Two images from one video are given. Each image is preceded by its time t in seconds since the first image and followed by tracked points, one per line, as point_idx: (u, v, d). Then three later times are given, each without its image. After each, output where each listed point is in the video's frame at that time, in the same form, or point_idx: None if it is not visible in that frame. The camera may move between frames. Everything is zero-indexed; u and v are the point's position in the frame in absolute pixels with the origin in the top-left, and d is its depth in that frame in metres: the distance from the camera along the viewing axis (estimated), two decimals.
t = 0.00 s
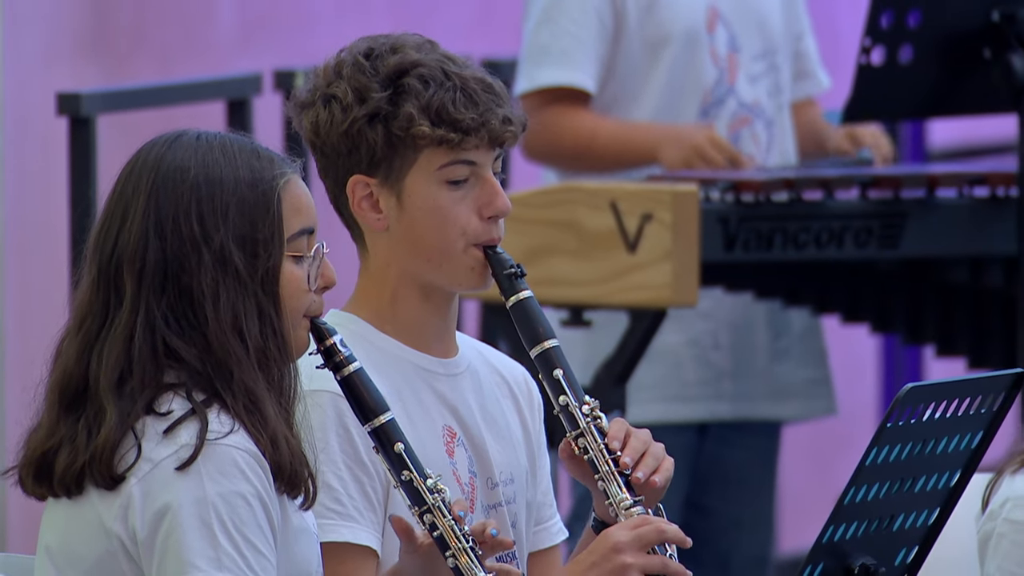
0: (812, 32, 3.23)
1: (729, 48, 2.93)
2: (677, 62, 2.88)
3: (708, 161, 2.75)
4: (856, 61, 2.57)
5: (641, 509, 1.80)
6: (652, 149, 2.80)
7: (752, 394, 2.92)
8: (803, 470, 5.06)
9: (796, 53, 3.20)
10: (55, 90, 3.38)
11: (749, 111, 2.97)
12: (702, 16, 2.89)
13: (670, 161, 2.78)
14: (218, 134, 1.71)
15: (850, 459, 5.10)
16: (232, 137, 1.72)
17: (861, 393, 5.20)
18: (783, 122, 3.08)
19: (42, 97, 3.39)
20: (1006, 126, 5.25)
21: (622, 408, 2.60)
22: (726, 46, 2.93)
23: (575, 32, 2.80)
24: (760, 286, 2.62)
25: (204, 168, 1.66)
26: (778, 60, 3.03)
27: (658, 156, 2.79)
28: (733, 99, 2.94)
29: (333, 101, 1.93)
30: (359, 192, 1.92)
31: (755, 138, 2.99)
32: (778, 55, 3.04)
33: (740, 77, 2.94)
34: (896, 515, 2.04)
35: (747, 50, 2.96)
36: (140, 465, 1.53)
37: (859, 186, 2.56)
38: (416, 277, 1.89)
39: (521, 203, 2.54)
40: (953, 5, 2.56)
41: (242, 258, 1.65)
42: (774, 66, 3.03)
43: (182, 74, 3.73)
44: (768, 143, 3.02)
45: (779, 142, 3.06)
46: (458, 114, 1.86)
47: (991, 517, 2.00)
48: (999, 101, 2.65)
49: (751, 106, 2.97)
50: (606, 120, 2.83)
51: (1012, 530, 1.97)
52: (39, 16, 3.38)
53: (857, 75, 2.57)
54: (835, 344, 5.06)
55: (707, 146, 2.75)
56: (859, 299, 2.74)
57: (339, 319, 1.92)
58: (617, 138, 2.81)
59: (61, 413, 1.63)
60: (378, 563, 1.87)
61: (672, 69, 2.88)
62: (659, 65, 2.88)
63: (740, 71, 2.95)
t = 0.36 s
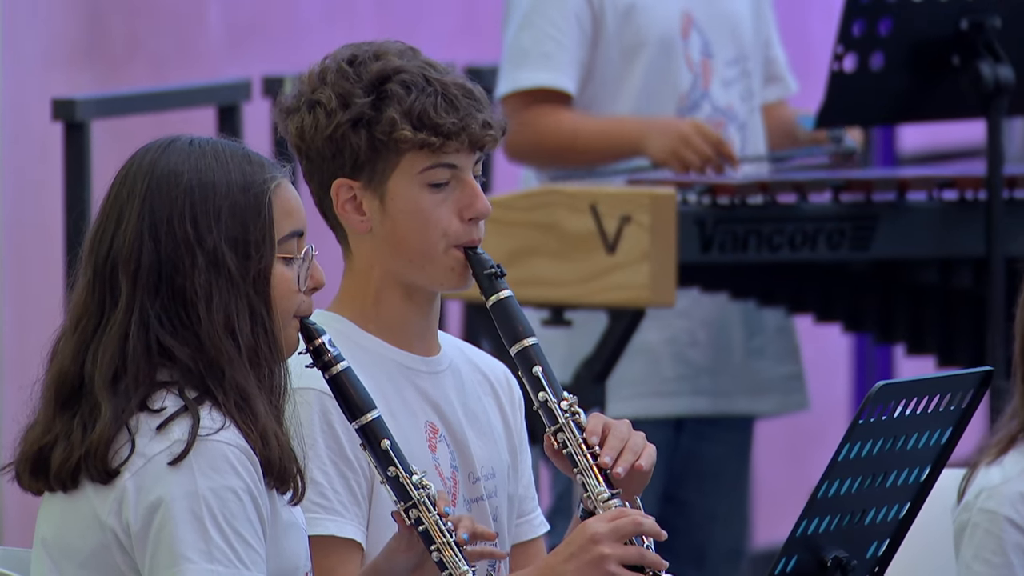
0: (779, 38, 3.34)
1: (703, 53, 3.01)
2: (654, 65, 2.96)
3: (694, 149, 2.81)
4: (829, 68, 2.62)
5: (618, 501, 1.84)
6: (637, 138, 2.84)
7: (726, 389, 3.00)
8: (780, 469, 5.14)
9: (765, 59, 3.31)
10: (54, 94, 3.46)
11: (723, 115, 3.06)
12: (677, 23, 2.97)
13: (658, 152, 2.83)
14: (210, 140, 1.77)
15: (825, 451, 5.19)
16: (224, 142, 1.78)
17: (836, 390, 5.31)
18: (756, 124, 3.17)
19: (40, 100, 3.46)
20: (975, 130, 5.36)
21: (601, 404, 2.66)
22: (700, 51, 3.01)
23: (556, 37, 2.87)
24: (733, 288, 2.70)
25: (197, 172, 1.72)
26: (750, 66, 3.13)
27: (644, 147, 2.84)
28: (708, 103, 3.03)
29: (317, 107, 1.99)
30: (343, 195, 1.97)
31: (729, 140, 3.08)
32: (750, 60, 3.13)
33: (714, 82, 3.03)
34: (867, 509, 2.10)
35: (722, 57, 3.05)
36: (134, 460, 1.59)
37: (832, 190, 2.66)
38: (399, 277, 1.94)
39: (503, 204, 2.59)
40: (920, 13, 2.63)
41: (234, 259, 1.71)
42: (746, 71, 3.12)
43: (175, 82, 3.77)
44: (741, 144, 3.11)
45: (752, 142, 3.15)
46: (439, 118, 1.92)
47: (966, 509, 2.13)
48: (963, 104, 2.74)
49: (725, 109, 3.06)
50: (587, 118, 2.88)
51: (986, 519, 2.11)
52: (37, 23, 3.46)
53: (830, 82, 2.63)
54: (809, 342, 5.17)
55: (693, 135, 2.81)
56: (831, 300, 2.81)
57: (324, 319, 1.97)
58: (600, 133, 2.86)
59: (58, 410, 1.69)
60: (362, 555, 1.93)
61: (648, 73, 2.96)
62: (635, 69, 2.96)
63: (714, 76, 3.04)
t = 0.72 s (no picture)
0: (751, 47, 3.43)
1: (689, 61, 3.09)
2: (642, 71, 3.02)
3: (702, 163, 2.88)
4: (806, 74, 2.69)
5: (602, 493, 1.90)
6: (643, 147, 2.91)
7: (705, 387, 3.06)
8: (761, 464, 5.29)
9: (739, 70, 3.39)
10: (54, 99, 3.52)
11: (707, 121, 3.13)
12: (664, 29, 3.04)
13: (664, 160, 2.89)
14: (207, 145, 1.83)
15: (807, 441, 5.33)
16: (221, 148, 1.84)
17: (814, 386, 5.41)
18: (734, 132, 3.24)
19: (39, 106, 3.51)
20: (947, 137, 5.46)
21: (586, 401, 2.71)
22: (685, 58, 3.09)
23: (553, 39, 2.93)
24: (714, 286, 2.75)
25: (195, 177, 1.78)
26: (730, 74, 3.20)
27: (649, 155, 2.91)
28: (692, 108, 3.10)
29: (307, 113, 2.04)
30: (334, 199, 2.03)
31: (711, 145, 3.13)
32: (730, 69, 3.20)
33: (698, 88, 3.11)
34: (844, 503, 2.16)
35: (705, 63, 3.13)
36: (133, 455, 1.65)
37: (811, 194, 2.71)
38: (389, 277, 2.00)
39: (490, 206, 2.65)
40: (894, 23, 2.71)
41: (232, 261, 1.77)
42: (727, 79, 3.19)
43: (172, 88, 3.85)
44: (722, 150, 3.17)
45: (733, 148, 3.22)
46: (425, 121, 1.97)
47: (928, 500, 2.30)
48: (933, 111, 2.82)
49: (709, 115, 3.14)
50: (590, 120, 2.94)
51: (947, 511, 2.27)
52: (36, 30, 3.51)
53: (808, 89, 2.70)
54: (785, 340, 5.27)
55: (704, 150, 2.88)
56: (808, 301, 2.88)
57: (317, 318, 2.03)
58: (603, 138, 2.92)
59: (58, 409, 1.74)
60: (354, 549, 1.98)
61: (638, 77, 3.02)
62: (626, 72, 3.02)
63: (699, 83, 3.11)
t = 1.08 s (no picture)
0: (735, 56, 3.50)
1: (674, 69, 3.15)
2: (630, 78, 3.09)
3: (680, 173, 2.96)
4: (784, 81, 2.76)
5: (584, 487, 1.96)
6: (624, 154, 2.97)
7: (684, 384, 3.14)
8: (738, 459, 5.44)
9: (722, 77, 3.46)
10: (52, 105, 3.69)
11: (691, 128, 3.20)
12: (649, 39, 3.10)
13: (643, 169, 2.96)
14: (201, 151, 1.89)
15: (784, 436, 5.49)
16: (215, 153, 1.90)
17: (790, 382, 5.57)
18: (716, 138, 3.31)
19: (38, 114, 3.69)
20: (925, 142, 5.55)
21: (570, 399, 2.78)
22: (671, 66, 3.15)
23: (543, 49, 2.99)
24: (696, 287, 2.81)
25: (191, 181, 1.84)
26: (713, 81, 3.27)
27: (630, 164, 2.97)
28: (677, 115, 3.17)
29: (298, 118, 2.10)
30: (324, 201, 2.09)
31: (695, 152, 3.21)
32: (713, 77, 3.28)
33: (683, 96, 3.18)
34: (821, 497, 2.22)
35: (689, 71, 3.20)
36: (127, 452, 1.71)
37: (788, 196, 2.77)
38: (377, 278, 2.06)
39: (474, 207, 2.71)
40: (871, 31, 2.79)
41: (226, 263, 1.83)
42: (710, 86, 3.26)
43: (167, 94, 4.02)
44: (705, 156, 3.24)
45: (715, 153, 3.29)
46: (412, 127, 2.03)
47: (888, 498, 2.40)
48: (906, 117, 2.90)
49: (693, 122, 3.20)
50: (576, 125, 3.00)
51: (907, 506, 2.38)
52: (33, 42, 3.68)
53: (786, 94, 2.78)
54: (763, 338, 5.43)
55: (682, 160, 2.96)
56: (785, 300, 2.95)
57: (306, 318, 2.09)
58: (587, 142, 2.98)
59: (55, 407, 1.80)
60: (343, 542, 2.04)
61: (625, 83, 3.09)
62: (614, 78, 3.09)
63: (683, 90, 3.18)
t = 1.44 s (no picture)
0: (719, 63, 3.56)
1: (658, 75, 3.22)
2: (613, 84, 3.16)
3: (671, 167, 2.99)
4: (762, 86, 2.85)
5: (566, 483, 2.02)
6: (613, 152, 3.03)
7: (667, 381, 3.21)
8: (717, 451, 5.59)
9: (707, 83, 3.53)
10: (50, 111, 3.82)
11: (674, 132, 3.27)
12: (633, 46, 3.16)
13: (635, 166, 3.00)
14: (203, 155, 1.96)
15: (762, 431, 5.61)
16: (217, 157, 1.96)
17: (767, 380, 5.73)
18: (700, 143, 3.38)
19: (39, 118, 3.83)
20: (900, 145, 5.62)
21: (555, 396, 2.85)
22: (655, 73, 3.21)
23: (531, 57, 3.06)
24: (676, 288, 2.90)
25: (193, 184, 1.90)
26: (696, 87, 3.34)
27: (619, 160, 3.03)
28: (661, 120, 3.24)
29: (289, 123, 2.17)
30: (314, 204, 2.15)
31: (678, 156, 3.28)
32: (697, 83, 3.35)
33: (666, 101, 3.24)
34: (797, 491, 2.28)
35: (673, 78, 3.26)
36: (122, 447, 1.77)
37: (765, 200, 2.87)
38: (365, 279, 2.12)
39: (461, 211, 2.77)
40: (847, 38, 2.87)
41: (226, 264, 1.89)
42: (693, 93, 3.34)
43: (162, 100, 4.16)
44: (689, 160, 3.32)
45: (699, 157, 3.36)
46: (401, 133, 2.09)
47: (856, 492, 2.46)
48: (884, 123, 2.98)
49: (676, 126, 3.27)
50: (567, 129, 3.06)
51: (874, 501, 2.45)
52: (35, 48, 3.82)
53: (765, 99, 2.87)
54: (745, 337, 5.59)
55: (673, 155, 2.99)
56: (763, 300, 3.02)
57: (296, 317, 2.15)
58: (574, 144, 3.04)
59: (55, 402, 1.87)
60: (332, 536, 2.11)
61: (609, 90, 3.16)
62: (599, 84, 3.16)
63: (667, 96, 3.24)
